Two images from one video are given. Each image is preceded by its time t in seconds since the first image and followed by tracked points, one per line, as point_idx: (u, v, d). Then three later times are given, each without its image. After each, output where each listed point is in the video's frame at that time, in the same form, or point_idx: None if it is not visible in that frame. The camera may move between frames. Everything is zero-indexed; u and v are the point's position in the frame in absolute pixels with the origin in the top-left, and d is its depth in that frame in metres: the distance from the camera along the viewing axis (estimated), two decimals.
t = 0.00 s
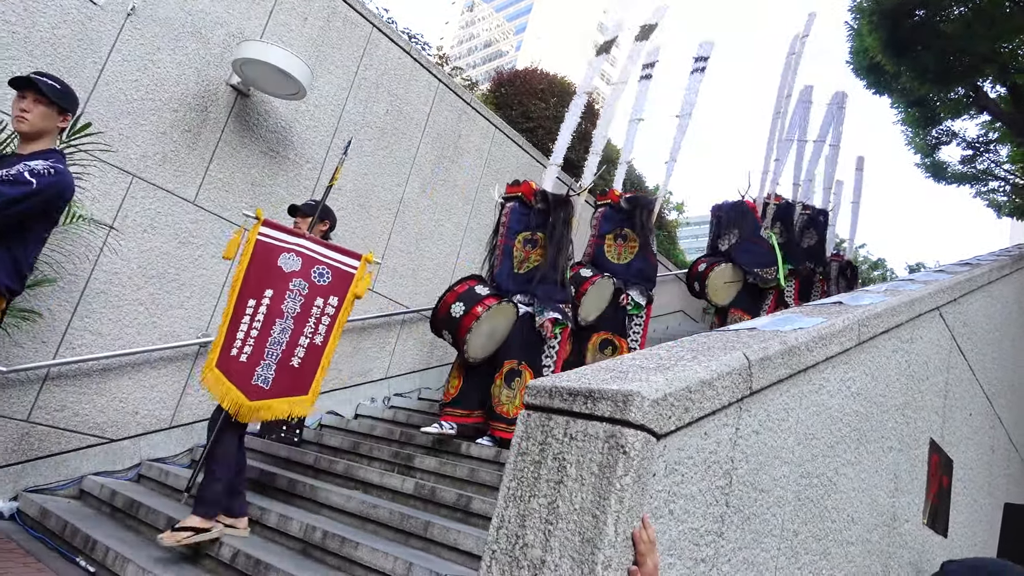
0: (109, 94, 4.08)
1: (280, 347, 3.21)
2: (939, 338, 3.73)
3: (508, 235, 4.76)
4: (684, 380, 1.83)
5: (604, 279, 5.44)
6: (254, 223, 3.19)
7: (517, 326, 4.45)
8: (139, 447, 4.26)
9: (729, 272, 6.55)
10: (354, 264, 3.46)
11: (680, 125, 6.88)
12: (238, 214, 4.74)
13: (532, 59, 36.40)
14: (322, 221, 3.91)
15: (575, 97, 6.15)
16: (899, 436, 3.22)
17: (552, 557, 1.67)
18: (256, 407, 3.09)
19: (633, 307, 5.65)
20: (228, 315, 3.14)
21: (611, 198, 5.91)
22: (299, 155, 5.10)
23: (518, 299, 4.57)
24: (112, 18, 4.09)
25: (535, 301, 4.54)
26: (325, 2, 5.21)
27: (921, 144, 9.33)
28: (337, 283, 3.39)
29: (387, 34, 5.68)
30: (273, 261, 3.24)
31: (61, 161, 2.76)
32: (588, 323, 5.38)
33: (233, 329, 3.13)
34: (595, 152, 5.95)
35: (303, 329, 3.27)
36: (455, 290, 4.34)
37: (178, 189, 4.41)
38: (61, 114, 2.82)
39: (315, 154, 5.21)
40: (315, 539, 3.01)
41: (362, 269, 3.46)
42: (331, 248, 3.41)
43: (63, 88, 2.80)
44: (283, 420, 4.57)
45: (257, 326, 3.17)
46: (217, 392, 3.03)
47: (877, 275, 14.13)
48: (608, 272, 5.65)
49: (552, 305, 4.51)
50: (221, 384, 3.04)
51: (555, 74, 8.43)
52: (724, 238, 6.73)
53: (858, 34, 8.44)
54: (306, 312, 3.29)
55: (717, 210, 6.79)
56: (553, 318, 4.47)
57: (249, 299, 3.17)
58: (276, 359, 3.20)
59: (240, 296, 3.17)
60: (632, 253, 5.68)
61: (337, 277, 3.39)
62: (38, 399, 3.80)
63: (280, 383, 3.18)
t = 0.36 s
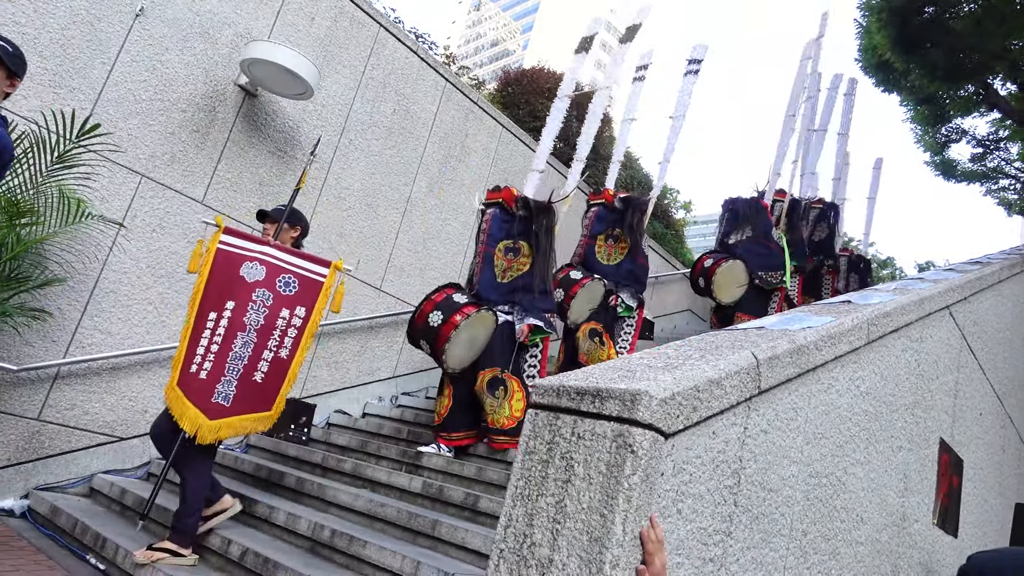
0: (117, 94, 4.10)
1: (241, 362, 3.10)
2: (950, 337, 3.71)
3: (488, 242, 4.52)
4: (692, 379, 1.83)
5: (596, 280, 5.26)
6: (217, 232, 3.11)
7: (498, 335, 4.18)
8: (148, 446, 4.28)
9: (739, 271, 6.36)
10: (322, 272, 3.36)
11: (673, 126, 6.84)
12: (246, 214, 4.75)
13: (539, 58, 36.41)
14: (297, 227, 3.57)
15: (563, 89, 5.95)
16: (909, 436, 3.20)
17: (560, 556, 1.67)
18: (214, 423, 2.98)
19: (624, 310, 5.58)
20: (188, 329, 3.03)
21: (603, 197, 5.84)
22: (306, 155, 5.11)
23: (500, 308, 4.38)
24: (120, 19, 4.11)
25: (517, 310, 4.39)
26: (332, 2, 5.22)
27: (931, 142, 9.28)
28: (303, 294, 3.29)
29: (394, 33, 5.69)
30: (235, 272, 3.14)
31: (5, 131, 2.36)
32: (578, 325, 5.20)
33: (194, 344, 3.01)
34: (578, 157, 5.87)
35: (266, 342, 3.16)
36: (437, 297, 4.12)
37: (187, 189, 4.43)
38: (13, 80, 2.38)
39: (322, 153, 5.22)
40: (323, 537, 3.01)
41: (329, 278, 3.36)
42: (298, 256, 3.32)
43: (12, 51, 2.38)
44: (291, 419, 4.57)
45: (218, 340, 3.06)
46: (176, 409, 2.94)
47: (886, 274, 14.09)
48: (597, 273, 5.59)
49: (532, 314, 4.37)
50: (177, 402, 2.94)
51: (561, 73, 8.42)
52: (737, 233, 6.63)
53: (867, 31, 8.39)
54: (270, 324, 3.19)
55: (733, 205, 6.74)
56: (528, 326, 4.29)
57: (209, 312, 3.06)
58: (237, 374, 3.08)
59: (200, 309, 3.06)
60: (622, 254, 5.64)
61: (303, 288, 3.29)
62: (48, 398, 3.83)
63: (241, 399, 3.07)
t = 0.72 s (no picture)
0: (132, 96, 4.14)
1: (211, 359, 3.06)
2: (965, 339, 3.67)
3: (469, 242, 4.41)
4: (704, 381, 1.82)
5: (596, 286, 5.09)
6: (185, 225, 3.07)
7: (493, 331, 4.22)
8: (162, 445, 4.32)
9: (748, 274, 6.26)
10: (296, 267, 3.32)
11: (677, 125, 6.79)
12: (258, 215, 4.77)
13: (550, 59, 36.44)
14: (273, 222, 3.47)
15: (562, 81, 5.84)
16: (923, 438, 3.17)
17: (571, 558, 1.67)
18: (181, 424, 2.93)
19: (626, 315, 5.32)
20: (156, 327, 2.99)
21: (606, 199, 5.67)
22: (319, 156, 5.13)
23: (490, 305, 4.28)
24: (135, 21, 4.14)
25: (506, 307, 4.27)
26: (345, 4, 5.24)
27: (945, 142, 9.20)
28: (276, 288, 3.25)
29: (406, 35, 5.71)
30: (205, 265, 3.09)
31: None
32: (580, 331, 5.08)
33: (161, 343, 2.97)
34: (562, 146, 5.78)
35: (237, 339, 3.12)
36: (430, 296, 4.13)
37: (201, 190, 4.46)
38: None
39: (334, 154, 5.24)
40: (334, 537, 3.02)
41: (305, 272, 3.32)
42: (271, 248, 3.27)
43: None
44: (303, 419, 4.60)
45: (187, 338, 3.02)
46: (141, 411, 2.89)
47: (900, 275, 13.99)
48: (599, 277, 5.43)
49: (522, 307, 4.22)
50: (142, 404, 2.90)
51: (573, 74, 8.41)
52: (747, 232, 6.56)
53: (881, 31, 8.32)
54: (242, 319, 3.15)
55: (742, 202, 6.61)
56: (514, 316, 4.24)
57: (178, 308, 3.02)
58: (207, 372, 3.04)
59: (169, 305, 3.02)
60: (625, 258, 5.50)
61: (277, 282, 3.25)
62: (63, 397, 3.87)
63: (211, 399, 3.02)
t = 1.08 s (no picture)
0: (138, 93, 4.15)
1: (143, 348, 2.80)
2: (974, 333, 3.65)
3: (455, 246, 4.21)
4: (711, 375, 1.81)
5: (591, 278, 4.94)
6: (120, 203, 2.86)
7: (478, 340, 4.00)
8: (171, 440, 4.34)
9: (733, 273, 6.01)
10: (243, 252, 3.11)
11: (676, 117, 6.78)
12: (264, 210, 4.78)
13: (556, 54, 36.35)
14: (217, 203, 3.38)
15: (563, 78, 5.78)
16: (932, 433, 3.16)
17: (579, 553, 1.67)
18: (107, 418, 2.65)
19: (622, 309, 5.31)
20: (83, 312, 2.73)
21: (598, 193, 5.63)
22: (324, 151, 5.13)
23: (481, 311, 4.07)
24: (141, 18, 4.15)
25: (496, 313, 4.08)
26: None
27: (954, 135, 9.13)
28: (218, 274, 3.04)
29: (411, 30, 5.70)
30: (141, 248, 2.87)
31: None
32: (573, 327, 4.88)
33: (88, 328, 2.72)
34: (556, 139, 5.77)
35: (172, 326, 2.88)
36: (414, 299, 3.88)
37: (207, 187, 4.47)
38: None
39: (340, 150, 5.24)
40: (342, 531, 3.03)
41: (250, 257, 3.11)
42: (214, 232, 3.07)
43: None
44: (310, 414, 4.61)
45: (118, 324, 2.77)
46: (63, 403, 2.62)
47: (908, 270, 13.92)
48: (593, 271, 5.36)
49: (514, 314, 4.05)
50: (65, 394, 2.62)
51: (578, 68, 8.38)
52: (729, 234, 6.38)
53: (889, 23, 8.26)
54: (179, 306, 2.92)
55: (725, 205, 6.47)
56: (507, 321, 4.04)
57: (109, 291, 2.78)
58: (137, 362, 2.78)
59: (99, 289, 2.77)
60: (620, 252, 5.42)
61: (218, 267, 3.04)
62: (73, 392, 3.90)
63: (141, 390, 2.76)
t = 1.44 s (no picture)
0: (148, 95, 4.17)
1: (91, 336, 2.58)
2: (986, 331, 3.62)
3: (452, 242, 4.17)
4: (721, 374, 1.81)
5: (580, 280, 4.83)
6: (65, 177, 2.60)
7: (478, 336, 3.94)
8: (182, 440, 4.37)
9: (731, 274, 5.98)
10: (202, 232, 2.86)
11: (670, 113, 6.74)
12: (273, 211, 4.80)
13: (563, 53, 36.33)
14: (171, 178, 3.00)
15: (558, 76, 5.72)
16: (945, 431, 3.13)
17: (589, 552, 1.66)
18: (52, 410, 2.46)
19: (614, 315, 5.12)
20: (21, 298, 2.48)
21: (588, 194, 5.48)
22: (333, 152, 5.15)
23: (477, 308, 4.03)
24: (150, 21, 4.17)
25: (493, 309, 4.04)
26: None
27: (965, 131, 9.06)
28: (174, 257, 2.79)
29: (419, 30, 5.70)
30: (88, 226, 2.62)
31: None
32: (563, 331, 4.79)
33: (27, 315, 2.47)
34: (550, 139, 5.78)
35: (125, 312, 2.65)
36: (410, 296, 3.85)
37: (216, 188, 4.49)
38: None
39: (349, 150, 5.25)
40: (352, 531, 3.04)
41: (210, 237, 2.86)
42: (175, 210, 2.82)
43: None
44: (320, 414, 4.63)
45: (62, 310, 2.53)
46: None
47: (919, 267, 13.83)
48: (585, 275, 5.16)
49: (511, 310, 4.01)
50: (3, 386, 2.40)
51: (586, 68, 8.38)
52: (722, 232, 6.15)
53: (899, 19, 8.21)
54: (132, 290, 2.68)
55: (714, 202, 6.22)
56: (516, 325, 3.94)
57: (52, 274, 2.53)
58: (86, 350, 2.57)
59: (40, 273, 2.51)
60: (613, 254, 5.25)
61: (175, 247, 2.79)
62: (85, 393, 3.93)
63: (89, 381, 2.55)
